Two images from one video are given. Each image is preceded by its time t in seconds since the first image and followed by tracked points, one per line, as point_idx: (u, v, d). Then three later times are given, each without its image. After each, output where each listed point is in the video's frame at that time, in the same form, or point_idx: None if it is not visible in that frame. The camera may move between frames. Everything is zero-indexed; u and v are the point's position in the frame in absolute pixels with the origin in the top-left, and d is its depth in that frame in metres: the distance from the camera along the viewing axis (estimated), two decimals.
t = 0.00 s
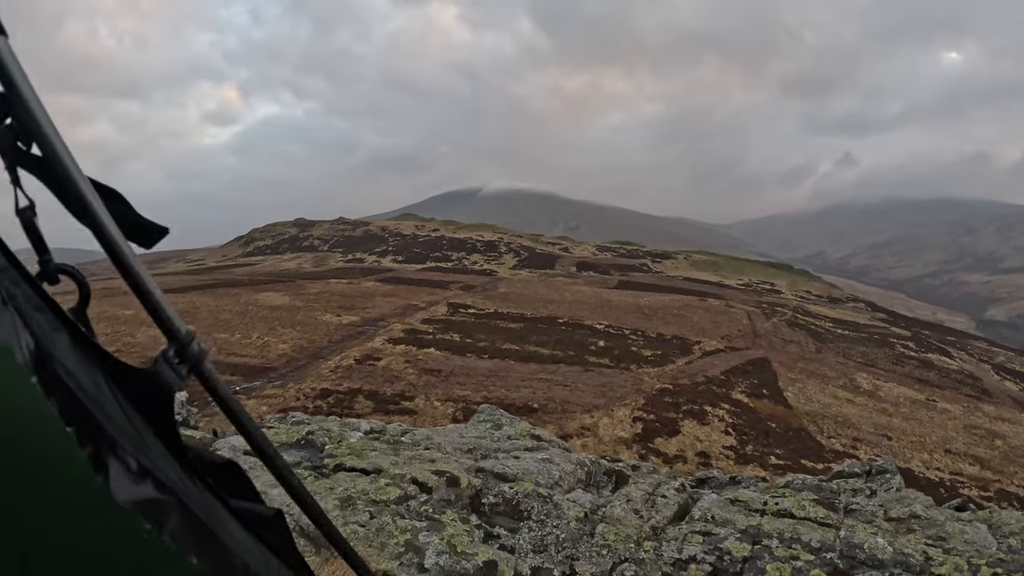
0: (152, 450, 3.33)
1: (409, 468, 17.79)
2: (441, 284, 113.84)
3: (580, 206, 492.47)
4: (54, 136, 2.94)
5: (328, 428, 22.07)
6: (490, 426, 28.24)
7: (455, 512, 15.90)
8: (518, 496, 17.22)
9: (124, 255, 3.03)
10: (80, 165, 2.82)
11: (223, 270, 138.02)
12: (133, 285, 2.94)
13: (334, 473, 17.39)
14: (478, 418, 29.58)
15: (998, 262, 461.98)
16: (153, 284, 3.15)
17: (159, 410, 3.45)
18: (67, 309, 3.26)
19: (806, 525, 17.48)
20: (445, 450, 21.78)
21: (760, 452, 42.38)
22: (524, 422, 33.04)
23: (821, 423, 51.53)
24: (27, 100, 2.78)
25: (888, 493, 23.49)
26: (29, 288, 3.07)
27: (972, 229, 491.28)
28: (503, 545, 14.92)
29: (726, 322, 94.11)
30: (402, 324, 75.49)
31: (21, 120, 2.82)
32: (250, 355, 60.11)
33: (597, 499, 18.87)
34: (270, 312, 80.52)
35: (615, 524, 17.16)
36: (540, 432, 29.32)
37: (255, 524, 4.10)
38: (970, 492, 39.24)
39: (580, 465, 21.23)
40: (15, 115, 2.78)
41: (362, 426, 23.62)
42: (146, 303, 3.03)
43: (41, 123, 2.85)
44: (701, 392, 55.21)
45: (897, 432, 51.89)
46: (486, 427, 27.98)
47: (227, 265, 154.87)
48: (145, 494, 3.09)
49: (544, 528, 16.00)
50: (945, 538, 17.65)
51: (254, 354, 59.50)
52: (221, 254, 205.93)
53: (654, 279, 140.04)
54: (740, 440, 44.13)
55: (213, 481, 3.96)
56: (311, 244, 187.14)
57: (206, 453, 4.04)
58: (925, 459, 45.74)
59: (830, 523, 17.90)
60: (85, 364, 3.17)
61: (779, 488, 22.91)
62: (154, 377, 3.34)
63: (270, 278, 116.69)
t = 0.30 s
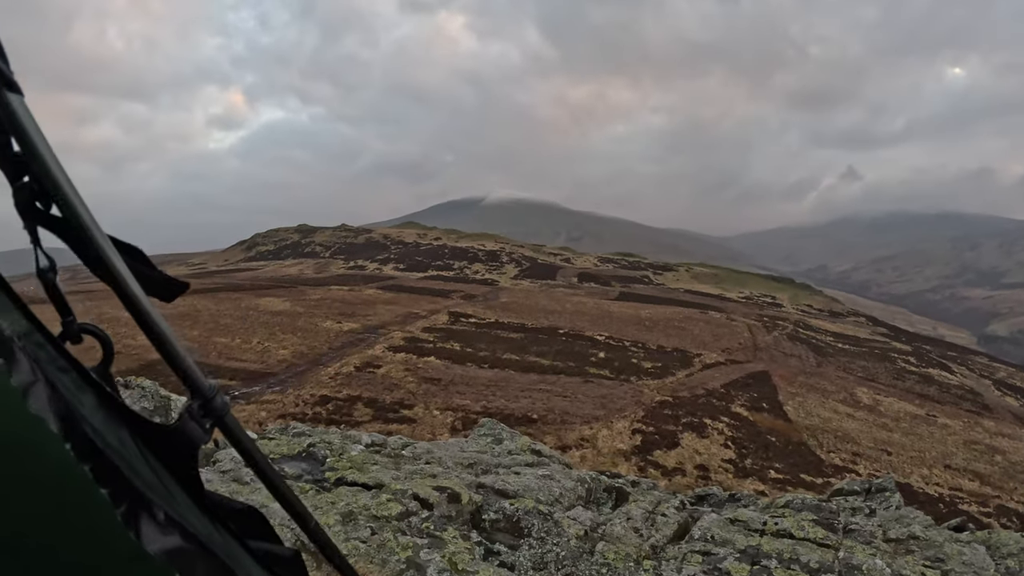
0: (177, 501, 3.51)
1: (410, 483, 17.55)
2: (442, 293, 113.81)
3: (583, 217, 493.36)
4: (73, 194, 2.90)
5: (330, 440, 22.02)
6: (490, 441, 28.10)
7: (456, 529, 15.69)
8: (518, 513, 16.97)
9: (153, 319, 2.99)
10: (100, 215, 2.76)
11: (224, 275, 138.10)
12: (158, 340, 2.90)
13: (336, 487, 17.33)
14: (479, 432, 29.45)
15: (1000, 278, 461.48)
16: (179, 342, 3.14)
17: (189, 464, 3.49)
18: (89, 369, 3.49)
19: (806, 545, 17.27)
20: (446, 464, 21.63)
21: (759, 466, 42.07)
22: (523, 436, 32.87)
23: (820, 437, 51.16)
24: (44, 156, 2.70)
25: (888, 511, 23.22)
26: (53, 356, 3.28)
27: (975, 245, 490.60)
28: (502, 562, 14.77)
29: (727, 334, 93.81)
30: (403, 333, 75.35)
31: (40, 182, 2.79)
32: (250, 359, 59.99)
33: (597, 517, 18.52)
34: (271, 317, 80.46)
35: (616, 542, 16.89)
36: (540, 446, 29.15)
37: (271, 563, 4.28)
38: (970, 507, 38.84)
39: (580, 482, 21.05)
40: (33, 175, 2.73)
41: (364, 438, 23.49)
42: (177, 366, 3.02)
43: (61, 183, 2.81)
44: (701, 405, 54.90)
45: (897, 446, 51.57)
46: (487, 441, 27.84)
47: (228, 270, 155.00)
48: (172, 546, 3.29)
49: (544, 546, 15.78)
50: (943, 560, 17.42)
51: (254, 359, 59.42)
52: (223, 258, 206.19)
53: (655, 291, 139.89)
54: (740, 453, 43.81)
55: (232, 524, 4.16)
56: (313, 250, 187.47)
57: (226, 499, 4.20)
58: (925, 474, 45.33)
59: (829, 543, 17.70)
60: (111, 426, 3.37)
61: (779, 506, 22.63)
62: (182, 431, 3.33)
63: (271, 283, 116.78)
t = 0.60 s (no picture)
0: (185, 500, 3.82)
1: (407, 489, 17.35)
2: (441, 300, 113.57)
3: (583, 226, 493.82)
4: (94, 200, 3.12)
5: (327, 446, 21.91)
6: (488, 449, 27.93)
7: (452, 535, 15.53)
8: (514, 520, 16.77)
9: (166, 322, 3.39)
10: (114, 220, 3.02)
11: (224, 278, 137.77)
12: (167, 337, 3.29)
13: (333, 492, 17.21)
14: (477, 440, 29.31)
15: (1000, 290, 461.58)
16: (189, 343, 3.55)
17: (195, 463, 3.94)
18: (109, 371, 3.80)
19: (800, 556, 17.12)
20: (442, 471, 21.46)
21: (756, 477, 41.80)
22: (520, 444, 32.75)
23: (818, 449, 50.93)
24: (69, 168, 2.98)
25: (883, 522, 23.05)
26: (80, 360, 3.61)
27: (975, 258, 490.55)
28: (498, 568, 14.59)
29: (725, 345, 93.66)
30: (402, 339, 75.09)
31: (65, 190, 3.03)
32: (248, 364, 59.71)
33: (593, 525, 18.29)
34: (270, 322, 80.18)
35: (610, 551, 16.70)
36: (537, 455, 28.99)
37: (275, 560, 4.66)
38: (967, 520, 38.63)
39: (577, 490, 20.84)
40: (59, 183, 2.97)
41: (361, 444, 23.31)
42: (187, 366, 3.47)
43: (84, 190, 3.04)
44: (699, 416, 54.72)
45: (895, 458, 51.31)
46: (484, 449, 27.67)
47: (228, 274, 154.54)
48: (178, 540, 3.48)
49: (539, 553, 15.60)
50: (939, 571, 17.18)
51: (252, 364, 59.22)
52: (223, 262, 205.71)
53: (655, 301, 139.74)
54: (737, 464, 43.60)
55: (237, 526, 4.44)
56: (313, 256, 187.22)
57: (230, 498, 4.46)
58: (923, 486, 45.09)
59: (824, 554, 17.54)
60: (127, 427, 3.61)
61: (773, 517, 22.42)
62: (195, 432, 3.69)
63: (271, 288, 116.44)
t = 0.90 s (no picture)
0: (174, 499, 3.52)
1: (402, 494, 17.19)
2: (439, 306, 113.42)
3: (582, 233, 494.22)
4: (85, 199, 2.85)
5: (322, 449, 21.73)
6: (484, 454, 27.70)
7: (446, 540, 15.36)
8: (509, 526, 16.55)
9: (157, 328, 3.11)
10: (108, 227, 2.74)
11: (222, 281, 137.50)
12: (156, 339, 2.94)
13: (328, 495, 17.04)
14: (472, 445, 29.09)
15: (997, 300, 462.40)
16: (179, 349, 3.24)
17: (184, 461, 3.60)
18: (95, 366, 3.37)
19: (795, 564, 17.00)
20: (438, 476, 21.29)
21: (753, 485, 41.59)
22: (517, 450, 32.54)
23: (815, 457, 50.74)
24: (59, 164, 2.72)
25: (880, 531, 22.87)
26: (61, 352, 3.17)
27: (973, 268, 491.15)
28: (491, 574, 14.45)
29: (723, 353, 93.58)
30: (399, 344, 74.85)
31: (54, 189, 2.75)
32: (244, 367, 59.46)
33: (588, 532, 18.13)
34: (267, 325, 79.94)
35: (605, 557, 16.55)
36: (533, 460, 28.79)
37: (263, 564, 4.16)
38: (964, 530, 38.47)
39: (572, 497, 20.69)
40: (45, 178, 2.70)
41: (357, 448, 23.12)
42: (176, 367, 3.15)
43: (74, 189, 2.77)
44: (696, 424, 54.52)
45: (892, 468, 51.14)
46: (480, 455, 27.44)
47: (226, 277, 154.28)
48: (165, 540, 3.32)
49: (534, 559, 15.45)
50: None
51: (249, 367, 58.95)
52: (222, 265, 205.35)
53: (653, 309, 139.71)
54: (734, 472, 43.42)
55: (226, 523, 4.08)
56: (311, 259, 187.15)
57: (219, 497, 4.14)
58: (920, 496, 44.91)
59: (820, 563, 17.43)
60: (112, 425, 3.28)
61: (769, 525, 22.26)
62: (180, 430, 3.46)
63: (269, 292, 116.17)
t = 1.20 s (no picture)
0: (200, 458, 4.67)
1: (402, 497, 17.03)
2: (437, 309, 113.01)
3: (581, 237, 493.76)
4: (117, 202, 4.05)
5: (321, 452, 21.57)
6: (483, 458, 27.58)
7: (446, 544, 15.27)
8: (508, 529, 16.34)
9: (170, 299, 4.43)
10: (128, 214, 3.92)
11: (219, 283, 136.69)
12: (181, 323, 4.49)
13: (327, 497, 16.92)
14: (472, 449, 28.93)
15: (994, 307, 463.03)
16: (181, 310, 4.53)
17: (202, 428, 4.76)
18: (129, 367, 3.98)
19: (793, 569, 16.95)
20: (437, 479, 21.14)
21: (750, 490, 41.49)
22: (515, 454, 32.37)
23: (812, 463, 50.65)
24: (95, 172, 3.88)
25: (877, 537, 22.80)
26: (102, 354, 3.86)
27: (971, 275, 491.19)
28: None
29: (720, 359, 93.47)
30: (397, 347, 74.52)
31: (92, 191, 3.88)
32: (240, 369, 59.09)
33: (587, 536, 18.01)
34: (264, 327, 79.49)
35: (604, 562, 16.41)
36: (531, 465, 28.64)
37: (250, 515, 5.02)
38: (961, 536, 38.38)
39: (571, 501, 20.57)
40: (89, 189, 3.86)
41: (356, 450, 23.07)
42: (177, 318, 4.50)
43: (108, 193, 3.95)
44: (693, 429, 54.46)
45: (889, 473, 51.08)
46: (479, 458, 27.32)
47: (223, 279, 153.44)
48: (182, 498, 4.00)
49: (533, 563, 15.33)
50: None
51: (245, 369, 58.63)
52: (219, 267, 204.23)
53: (651, 314, 139.45)
54: (731, 477, 43.26)
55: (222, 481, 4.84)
56: (309, 262, 186.44)
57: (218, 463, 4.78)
58: (917, 502, 44.86)
59: (817, 568, 17.34)
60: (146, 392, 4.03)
61: (767, 530, 22.19)
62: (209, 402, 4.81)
63: (266, 294, 115.57)
